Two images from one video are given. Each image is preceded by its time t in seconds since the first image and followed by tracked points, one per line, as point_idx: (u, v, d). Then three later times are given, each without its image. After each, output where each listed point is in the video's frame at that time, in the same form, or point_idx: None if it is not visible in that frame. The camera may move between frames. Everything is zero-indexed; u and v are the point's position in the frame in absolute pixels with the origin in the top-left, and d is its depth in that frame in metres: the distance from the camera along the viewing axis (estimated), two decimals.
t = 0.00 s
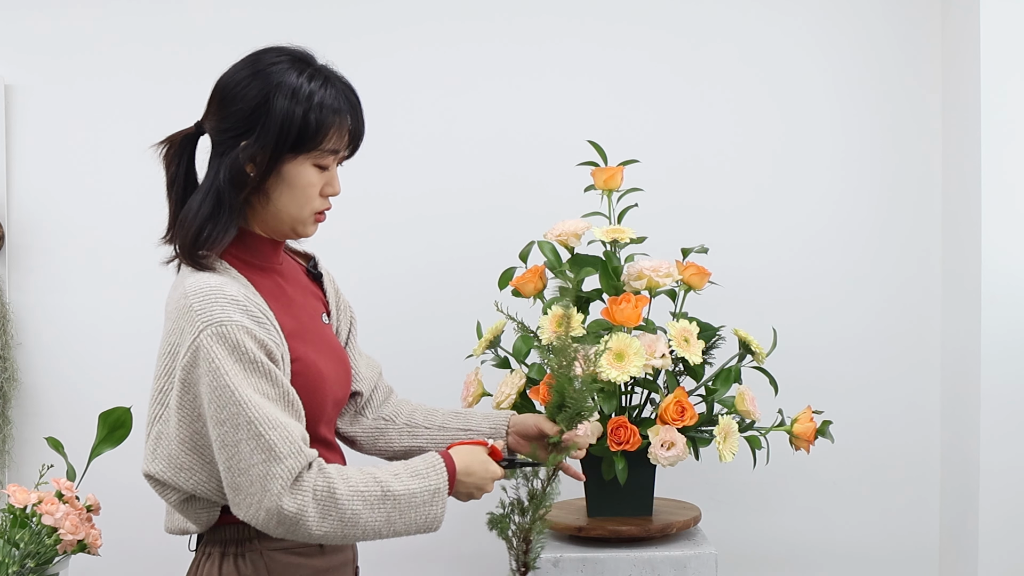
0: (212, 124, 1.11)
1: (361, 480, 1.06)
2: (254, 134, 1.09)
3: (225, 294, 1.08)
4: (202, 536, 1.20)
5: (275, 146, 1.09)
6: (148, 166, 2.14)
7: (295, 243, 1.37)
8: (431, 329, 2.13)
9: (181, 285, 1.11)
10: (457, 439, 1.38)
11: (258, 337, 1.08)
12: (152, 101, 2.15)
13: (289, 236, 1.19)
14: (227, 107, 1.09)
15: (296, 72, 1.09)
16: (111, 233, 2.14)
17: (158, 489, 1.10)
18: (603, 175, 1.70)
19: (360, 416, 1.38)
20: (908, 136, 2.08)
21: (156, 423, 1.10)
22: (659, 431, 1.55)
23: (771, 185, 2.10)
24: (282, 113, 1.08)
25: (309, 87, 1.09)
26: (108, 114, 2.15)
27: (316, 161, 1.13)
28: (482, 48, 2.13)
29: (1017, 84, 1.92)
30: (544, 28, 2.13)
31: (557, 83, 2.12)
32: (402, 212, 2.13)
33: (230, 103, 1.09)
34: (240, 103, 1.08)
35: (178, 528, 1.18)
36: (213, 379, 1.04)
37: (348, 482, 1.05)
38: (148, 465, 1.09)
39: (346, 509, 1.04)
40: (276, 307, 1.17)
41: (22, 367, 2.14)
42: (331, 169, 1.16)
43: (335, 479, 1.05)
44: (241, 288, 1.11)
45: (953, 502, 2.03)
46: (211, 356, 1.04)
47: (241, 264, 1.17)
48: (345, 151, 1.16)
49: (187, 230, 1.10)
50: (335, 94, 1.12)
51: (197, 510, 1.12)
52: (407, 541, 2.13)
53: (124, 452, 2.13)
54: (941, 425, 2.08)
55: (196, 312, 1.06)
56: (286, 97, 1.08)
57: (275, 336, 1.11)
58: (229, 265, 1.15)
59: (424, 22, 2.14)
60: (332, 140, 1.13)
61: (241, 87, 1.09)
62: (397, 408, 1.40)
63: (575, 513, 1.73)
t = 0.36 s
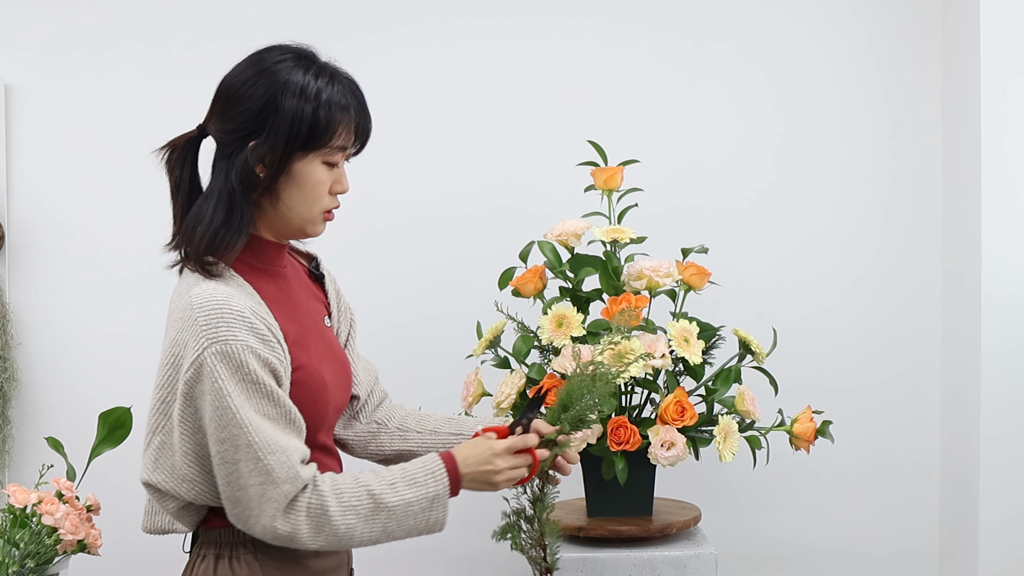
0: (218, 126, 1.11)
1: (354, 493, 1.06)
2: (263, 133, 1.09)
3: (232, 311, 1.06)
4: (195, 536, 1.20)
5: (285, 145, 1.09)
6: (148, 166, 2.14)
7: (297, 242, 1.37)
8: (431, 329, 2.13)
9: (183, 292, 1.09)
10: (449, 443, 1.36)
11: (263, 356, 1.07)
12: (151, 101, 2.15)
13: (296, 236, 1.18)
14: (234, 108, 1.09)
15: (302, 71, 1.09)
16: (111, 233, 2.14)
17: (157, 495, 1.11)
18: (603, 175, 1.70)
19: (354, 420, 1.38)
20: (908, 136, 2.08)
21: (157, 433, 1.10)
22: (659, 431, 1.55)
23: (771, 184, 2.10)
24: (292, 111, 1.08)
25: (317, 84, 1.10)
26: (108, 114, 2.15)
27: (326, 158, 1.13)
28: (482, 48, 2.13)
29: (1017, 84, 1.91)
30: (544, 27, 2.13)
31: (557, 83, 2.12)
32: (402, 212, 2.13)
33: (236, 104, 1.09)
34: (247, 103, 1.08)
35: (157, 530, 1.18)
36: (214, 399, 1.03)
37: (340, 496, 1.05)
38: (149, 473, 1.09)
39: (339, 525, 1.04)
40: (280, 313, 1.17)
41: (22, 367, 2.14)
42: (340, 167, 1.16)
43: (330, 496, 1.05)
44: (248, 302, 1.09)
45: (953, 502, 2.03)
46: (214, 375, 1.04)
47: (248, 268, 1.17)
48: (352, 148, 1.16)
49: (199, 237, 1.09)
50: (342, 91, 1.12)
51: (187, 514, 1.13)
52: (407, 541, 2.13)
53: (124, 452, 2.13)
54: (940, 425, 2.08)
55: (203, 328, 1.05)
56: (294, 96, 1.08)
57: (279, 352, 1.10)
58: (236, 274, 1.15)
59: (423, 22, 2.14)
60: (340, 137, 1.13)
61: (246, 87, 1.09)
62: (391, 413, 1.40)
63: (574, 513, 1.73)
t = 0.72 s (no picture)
0: (229, 127, 1.11)
1: (412, 474, 1.07)
2: (275, 134, 1.09)
3: (250, 305, 1.07)
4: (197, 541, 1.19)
5: (296, 146, 1.09)
6: (148, 166, 2.14)
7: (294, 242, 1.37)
8: (431, 329, 2.13)
9: (200, 291, 1.09)
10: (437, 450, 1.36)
11: (287, 345, 1.08)
12: (151, 101, 2.15)
13: (303, 238, 1.18)
14: (246, 109, 1.10)
15: (314, 72, 1.10)
16: (111, 233, 2.14)
17: (205, 500, 1.10)
18: (603, 175, 1.70)
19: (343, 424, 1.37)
20: (908, 136, 2.08)
21: (195, 437, 1.10)
22: (659, 431, 1.55)
23: (771, 184, 2.10)
24: (304, 112, 1.08)
25: (329, 86, 1.10)
26: (108, 113, 2.15)
27: (337, 159, 1.13)
28: (483, 47, 2.13)
29: (1016, 84, 1.91)
30: (543, 27, 2.13)
31: (557, 83, 2.12)
32: (402, 212, 2.13)
33: (247, 105, 1.10)
34: (259, 104, 1.09)
35: (179, 533, 1.14)
36: (248, 393, 1.04)
37: (397, 478, 1.06)
38: (194, 477, 1.09)
39: (400, 505, 1.05)
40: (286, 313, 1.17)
41: (22, 367, 2.14)
42: (349, 169, 1.16)
43: (384, 475, 1.06)
44: (263, 299, 1.10)
45: (953, 503, 2.03)
46: (244, 370, 1.04)
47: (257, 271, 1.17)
48: (362, 150, 1.16)
49: (212, 238, 1.08)
50: (354, 92, 1.12)
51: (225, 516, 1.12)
52: (407, 541, 2.13)
53: (123, 453, 2.13)
54: (940, 425, 2.08)
55: (224, 325, 1.05)
56: (306, 97, 1.08)
57: (301, 342, 1.12)
58: (247, 275, 1.14)
59: (423, 22, 2.14)
60: (351, 139, 1.13)
61: (259, 87, 1.09)
62: (379, 417, 1.38)
63: (574, 513, 1.73)
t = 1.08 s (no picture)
0: (240, 128, 1.11)
1: (411, 472, 1.06)
2: (287, 137, 1.09)
3: (252, 305, 1.07)
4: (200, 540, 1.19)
5: (308, 149, 1.09)
6: (148, 165, 2.14)
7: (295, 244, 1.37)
8: (431, 329, 2.13)
9: (202, 290, 1.09)
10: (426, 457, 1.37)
11: (289, 344, 1.07)
12: (151, 101, 2.15)
13: (311, 239, 1.18)
14: (258, 111, 1.10)
15: (327, 76, 1.10)
16: (111, 233, 2.14)
17: (208, 497, 1.10)
18: (603, 175, 1.70)
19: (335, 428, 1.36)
20: (909, 135, 2.08)
21: (198, 434, 1.10)
22: (659, 431, 1.55)
23: (771, 184, 2.10)
24: (316, 116, 1.08)
25: (341, 90, 1.10)
26: (108, 113, 2.15)
27: (347, 163, 1.13)
28: (482, 47, 2.13)
29: (1017, 83, 1.91)
30: (544, 27, 2.13)
31: (557, 83, 2.12)
32: (402, 212, 2.13)
33: (259, 107, 1.10)
34: (271, 106, 1.09)
35: (182, 532, 1.13)
36: (249, 392, 1.04)
37: (397, 477, 1.05)
38: (196, 474, 1.09)
39: (400, 505, 1.04)
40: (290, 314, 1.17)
41: (22, 367, 2.14)
42: (359, 172, 1.16)
43: (384, 475, 1.05)
44: (266, 298, 1.10)
45: (953, 503, 2.03)
46: (245, 369, 1.04)
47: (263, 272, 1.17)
48: (372, 154, 1.16)
49: (221, 238, 1.08)
50: (366, 97, 1.13)
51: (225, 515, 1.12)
52: (406, 541, 2.13)
53: (123, 452, 2.13)
54: (941, 425, 2.08)
55: (226, 323, 1.05)
56: (319, 100, 1.09)
57: (303, 341, 1.12)
58: (252, 275, 1.14)
59: (423, 22, 2.14)
60: (362, 143, 1.13)
61: (271, 90, 1.09)
62: (370, 421, 1.38)
63: (574, 513, 1.73)
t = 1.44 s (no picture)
0: (240, 128, 1.11)
1: (400, 473, 1.05)
2: (288, 137, 1.09)
3: (255, 305, 1.07)
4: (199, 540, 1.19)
5: (309, 148, 1.09)
6: (148, 165, 2.14)
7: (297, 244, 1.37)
8: (431, 329, 2.13)
9: (203, 288, 1.09)
10: (429, 441, 1.37)
11: (289, 346, 1.07)
12: (152, 101, 2.15)
13: (315, 237, 1.19)
14: (259, 111, 1.10)
15: (327, 74, 1.10)
16: (111, 233, 2.14)
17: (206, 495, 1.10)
18: (603, 175, 1.70)
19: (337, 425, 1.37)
20: (908, 135, 2.08)
21: (197, 432, 1.10)
22: (658, 431, 1.55)
23: (770, 184, 2.10)
24: (317, 115, 1.08)
25: (342, 88, 1.10)
26: (108, 113, 2.15)
27: (349, 161, 1.13)
28: (482, 48, 2.13)
29: (1016, 84, 1.91)
30: (544, 27, 2.13)
31: (557, 83, 2.12)
32: (402, 212, 2.13)
33: (260, 107, 1.09)
34: (272, 106, 1.09)
35: (181, 531, 1.12)
36: (248, 393, 1.04)
37: (388, 479, 1.05)
38: (196, 471, 1.09)
39: (391, 507, 1.04)
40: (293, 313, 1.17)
41: (22, 367, 2.14)
42: (360, 170, 1.16)
43: (375, 477, 1.04)
44: (268, 297, 1.10)
45: (953, 503, 2.03)
46: (245, 370, 1.04)
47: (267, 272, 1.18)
48: (373, 151, 1.16)
49: (224, 237, 1.09)
50: (366, 94, 1.12)
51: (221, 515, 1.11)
52: (406, 541, 2.13)
53: (123, 452, 2.13)
54: (941, 425, 2.08)
55: (227, 324, 1.05)
56: (320, 99, 1.08)
57: (305, 341, 1.11)
58: (255, 274, 1.14)
59: (423, 22, 2.14)
60: (363, 141, 1.13)
61: (271, 90, 1.09)
62: (372, 413, 1.39)
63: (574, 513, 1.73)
